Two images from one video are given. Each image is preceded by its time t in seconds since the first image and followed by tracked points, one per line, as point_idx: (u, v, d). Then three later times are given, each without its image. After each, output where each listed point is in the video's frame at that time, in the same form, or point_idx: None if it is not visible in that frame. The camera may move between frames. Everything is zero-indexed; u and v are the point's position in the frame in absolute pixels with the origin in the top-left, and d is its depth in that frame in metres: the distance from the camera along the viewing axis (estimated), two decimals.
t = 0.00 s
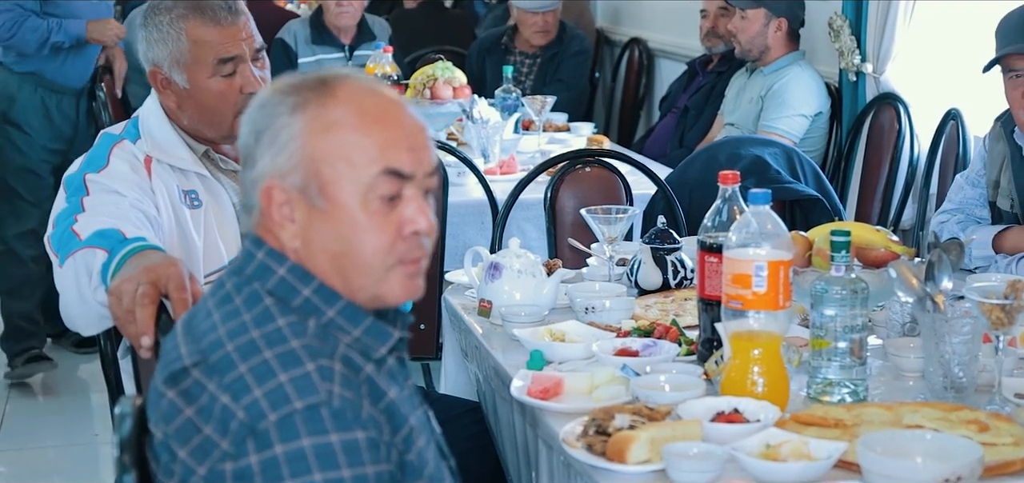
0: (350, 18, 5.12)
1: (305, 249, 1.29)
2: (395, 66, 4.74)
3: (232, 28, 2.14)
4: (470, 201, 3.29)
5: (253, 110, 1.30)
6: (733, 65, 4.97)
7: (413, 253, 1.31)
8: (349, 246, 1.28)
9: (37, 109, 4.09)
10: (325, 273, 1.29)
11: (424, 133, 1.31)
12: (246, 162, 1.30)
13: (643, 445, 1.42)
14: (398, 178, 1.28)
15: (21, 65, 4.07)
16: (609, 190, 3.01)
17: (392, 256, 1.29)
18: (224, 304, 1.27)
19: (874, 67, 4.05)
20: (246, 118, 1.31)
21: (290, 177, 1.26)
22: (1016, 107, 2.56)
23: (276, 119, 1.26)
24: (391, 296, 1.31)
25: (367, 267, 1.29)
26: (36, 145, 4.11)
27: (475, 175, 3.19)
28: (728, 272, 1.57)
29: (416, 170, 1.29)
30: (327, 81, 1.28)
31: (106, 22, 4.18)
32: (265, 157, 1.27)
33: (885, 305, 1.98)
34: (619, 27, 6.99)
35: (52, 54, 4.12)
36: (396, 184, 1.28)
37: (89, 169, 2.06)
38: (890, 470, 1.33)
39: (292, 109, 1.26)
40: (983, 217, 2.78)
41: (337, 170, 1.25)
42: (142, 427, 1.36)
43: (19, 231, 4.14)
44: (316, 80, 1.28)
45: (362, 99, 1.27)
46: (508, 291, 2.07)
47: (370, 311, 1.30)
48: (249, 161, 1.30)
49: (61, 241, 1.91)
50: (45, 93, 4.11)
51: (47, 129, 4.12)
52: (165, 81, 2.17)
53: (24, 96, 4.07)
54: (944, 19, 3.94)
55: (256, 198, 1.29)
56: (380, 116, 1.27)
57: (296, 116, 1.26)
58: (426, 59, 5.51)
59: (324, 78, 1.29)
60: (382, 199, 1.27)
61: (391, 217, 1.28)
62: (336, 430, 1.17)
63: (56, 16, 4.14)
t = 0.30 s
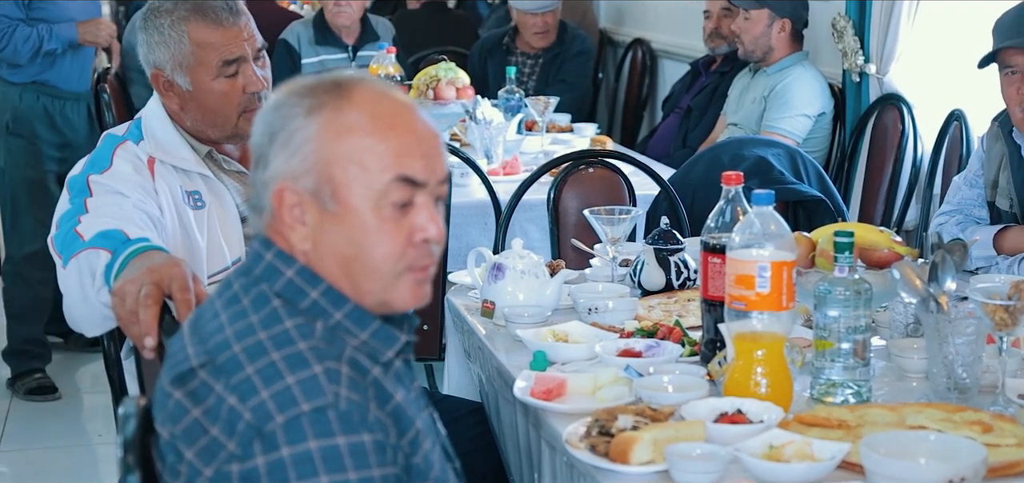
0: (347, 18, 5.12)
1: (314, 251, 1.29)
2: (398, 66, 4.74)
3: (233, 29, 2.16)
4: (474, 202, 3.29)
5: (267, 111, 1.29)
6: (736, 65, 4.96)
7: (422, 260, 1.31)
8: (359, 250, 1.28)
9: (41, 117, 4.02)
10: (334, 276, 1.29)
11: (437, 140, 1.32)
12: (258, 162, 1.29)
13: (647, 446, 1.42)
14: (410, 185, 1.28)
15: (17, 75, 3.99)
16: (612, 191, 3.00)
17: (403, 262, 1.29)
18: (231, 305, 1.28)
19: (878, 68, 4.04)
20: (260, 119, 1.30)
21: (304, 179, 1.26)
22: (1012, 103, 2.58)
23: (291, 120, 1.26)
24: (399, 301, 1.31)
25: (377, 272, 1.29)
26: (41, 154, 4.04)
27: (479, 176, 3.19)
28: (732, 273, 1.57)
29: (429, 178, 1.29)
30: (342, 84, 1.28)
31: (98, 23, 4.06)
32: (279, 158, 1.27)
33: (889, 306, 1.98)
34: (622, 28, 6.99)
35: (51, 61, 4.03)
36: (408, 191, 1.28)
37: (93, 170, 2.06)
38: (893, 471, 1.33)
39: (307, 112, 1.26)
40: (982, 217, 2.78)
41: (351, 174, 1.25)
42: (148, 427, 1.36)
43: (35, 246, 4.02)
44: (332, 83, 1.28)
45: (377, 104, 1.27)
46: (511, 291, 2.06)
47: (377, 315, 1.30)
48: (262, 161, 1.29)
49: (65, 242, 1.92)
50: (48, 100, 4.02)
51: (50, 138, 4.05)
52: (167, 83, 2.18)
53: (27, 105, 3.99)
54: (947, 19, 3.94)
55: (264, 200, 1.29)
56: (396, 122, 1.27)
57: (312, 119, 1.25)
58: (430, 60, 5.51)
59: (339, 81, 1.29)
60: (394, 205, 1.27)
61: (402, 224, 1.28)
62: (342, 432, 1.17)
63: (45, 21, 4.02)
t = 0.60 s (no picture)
0: (349, 18, 5.12)
1: (314, 251, 1.29)
2: (401, 67, 4.74)
3: (229, 25, 2.17)
4: (477, 202, 3.29)
5: (264, 111, 1.30)
6: (739, 66, 4.96)
7: (421, 257, 1.31)
8: (359, 249, 1.28)
9: (37, 118, 3.91)
10: (334, 276, 1.29)
11: (434, 136, 1.31)
12: (256, 163, 1.29)
13: (650, 447, 1.42)
14: (408, 183, 1.28)
15: (14, 77, 3.88)
16: (615, 191, 3.00)
17: (402, 260, 1.30)
18: (231, 306, 1.28)
19: (881, 68, 4.02)
20: (256, 120, 1.31)
21: (301, 179, 1.26)
22: (1007, 96, 2.60)
23: (287, 121, 1.26)
24: (400, 300, 1.31)
25: (377, 271, 1.29)
26: (41, 159, 3.93)
27: (482, 176, 3.19)
28: (735, 274, 1.58)
29: (427, 175, 1.29)
30: (337, 83, 1.28)
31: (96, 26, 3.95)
32: (277, 159, 1.27)
33: (892, 307, 1.98)
34: (625, 28, 6.98)
35: (46, 62, 3.92)
36: (406, 188, 1.28)
37: (95, 171, 2.06)
38: (896, 472, 1.33)
39: (304, 111, 1.26)
40: (983, 216, 2.77)
41: (348, 173, 1.25)
42: (149, 428, 1.36)
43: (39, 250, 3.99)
44: (327, 83, 1.28)
45: (373, 102, 1.27)
46: (514, 292, 2.07)
47: (378, 315, 1.30)
48: (260, 161, 1.29)
49: (68, 243, 1.92)
50: (45, 102, 3.92)
51: (48, 141, 3.94)
52: (165, 81, 2.19)
53: (23, 107, 3.89)
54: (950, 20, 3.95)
55: (264, 199, 1.29)
56: (392, 119, 1.27)
57: (308, 120, 1.26)
58: (433, 61, 5.51)
59: (335, 80, 1.29)
60: (392, 203, 1.27)
61: (401, 222, 1.28)
62: (343, 432, 1.17)
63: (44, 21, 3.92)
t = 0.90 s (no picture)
0: (351, 18, 5.11)
1: (320, 252, 1.29)
2: (403, 67, 4.74)
3: (237, 28, 2.16)
4: (480, 203, 3.29)
5: (274, 112, 1.30)
6: (742, 66, 4.96)
7: (428, 262, 1.31)
8: (365, 252, 1.28)
9: (28, 119, 3.84)
10: (340, 278, 1.29)
11: (443, 142, 1.31)
12: (265, 163, 1.30)
13: (652, 447, 1.42)
14: (417, 187, 1.28)
15: (8, 76, 3.85)
16: (618, 192, 3.00)
17: (408, 263, 1.30)
18: (236, 306, 1.28)
19: (884, 69, 4.04)
20: (266, 120, 1.31)
21: (310, 181, 1.26)
22: (1008, 94, 2.59)
23: (297, 122, 1.27)
24: (405, 302, 1.31)
25: (384, 274, 1.29)
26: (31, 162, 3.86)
27: (485, 177, 3.19)
28: (738, 274, 1.58)
29: (435, 180, 1.29)
30: (348, 85, 1.28)
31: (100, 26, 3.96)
32: (286, 159, 1.27)
33: (895, 307, 1.98)
34: (628, 29, 6.98)
35: (44, 62, 3.89)
36: (415, 192, 1.28)
37: (100, 171, 2.07)
38: (900, 473, 1.33)
39: (314, 113, 1.26)
40: (985, 216, 2.78)
41: (358, 175, 1.25)
42: (153, 428, 1.37)
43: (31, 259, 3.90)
44: (338, 84, 1.29)
45: (383, 104, 1.27)
46: (517, 292, 2.07)
47: (383, 316, 1.30)
48: (269, 162, 1.29)
49: (71, 243, 1.92)
50: (36, 103, 3.86)
51: (41, 144, 3.87)
52: (172, 82, 2.19)
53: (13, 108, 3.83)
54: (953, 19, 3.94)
55: (271, 200, 1.29)
56: (403, 123, 1.27)
57: (319, 121, 1.26)
58: (435, 61, 5.51)
59: (346, 82, 1.29)
60: (401, 207, 1.27)
61: (408, 225, 1.28)
62: (348, 433, 1.17)
63: (47, 23, 3.94)
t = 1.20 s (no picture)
0: (354, 19, 5.11)
1: (320, 252, 1.29)
2: (406, 68, 4.75)
3: (240, 29, 2.16)
4: (481, 203, 3.29)
5: (272, 113, 1.30)
6: (744, 67, 4.96)
7: (427, 260, 1.31)
8: (365, 251, 1.28)
9: (22, 121, 3.80)
10: (340, 278, 1.29)
11: (442, 139, 1.32)
12: (263, 164, 1.30)
13: (654, 448, 1.42)
14: (415, 185, 1.28)
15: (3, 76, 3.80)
16: (620, 192, 3.00)
17: (408, 262, 1.30)
18: (237, 306, 1.28)
19: (886, 69, 4.04)
20: (263, 121, 1.31)
21: (309, 181, 1.26)
22: (1014, 96, 2.58)
23: (295, 122, 1.27)
24: (406, 301, 1.31)
25: (384, 273, 1.29)
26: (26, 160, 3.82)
27: (486, 178, 3.19)
28: (739, 275, 1.58)
29: (434, 177, 1.29)
30: (346, 84, 1.28)
31: (90, 35, 3.85)
32: (285, 159, 1.27)
33: (897, 308, 1.97)
34: (631, 30, 6.98)
35: (35, 66, 3.83)
36: (413, 191, 1.28)
37: (102, 172, 2.07)
38: (902, 474, 1.33)
39: (312, 113, 1.26)
40: (987, 217, 2.78)
41: (356, 174, 1.26)
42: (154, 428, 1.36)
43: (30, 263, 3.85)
44: (335, 84, 1.28)
45: (382, 103, 1.27)
46: (519, 293, 2.07)
47: (383, 316, 1.30)
48: (267, 162, 1.29)
49: (73, 244, 1.92)
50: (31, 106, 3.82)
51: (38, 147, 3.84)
52: (175, 83, 2.20)
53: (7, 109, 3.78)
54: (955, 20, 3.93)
55: (271, 200, 1.29)
56: (401, 122, 1.27)
57: (316, 121, 1.26)
58: (438, 62, 5.51)
59: (343, 82, 1.29)
60: (400, 205, 1.28)
61: (408, 224, 1.28)
62: (348, 433, 1.17)
63: (41, 25, 3.85)
